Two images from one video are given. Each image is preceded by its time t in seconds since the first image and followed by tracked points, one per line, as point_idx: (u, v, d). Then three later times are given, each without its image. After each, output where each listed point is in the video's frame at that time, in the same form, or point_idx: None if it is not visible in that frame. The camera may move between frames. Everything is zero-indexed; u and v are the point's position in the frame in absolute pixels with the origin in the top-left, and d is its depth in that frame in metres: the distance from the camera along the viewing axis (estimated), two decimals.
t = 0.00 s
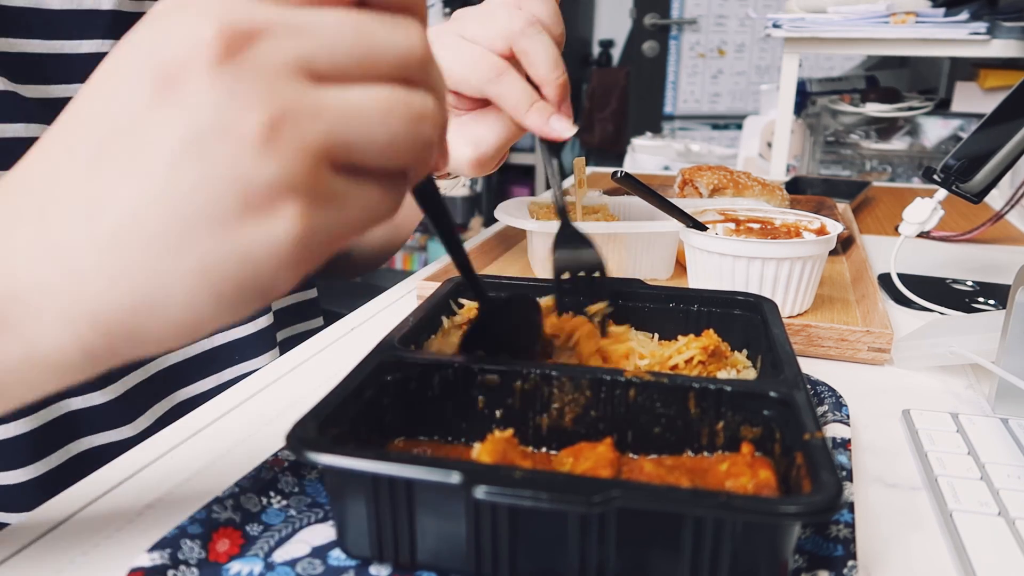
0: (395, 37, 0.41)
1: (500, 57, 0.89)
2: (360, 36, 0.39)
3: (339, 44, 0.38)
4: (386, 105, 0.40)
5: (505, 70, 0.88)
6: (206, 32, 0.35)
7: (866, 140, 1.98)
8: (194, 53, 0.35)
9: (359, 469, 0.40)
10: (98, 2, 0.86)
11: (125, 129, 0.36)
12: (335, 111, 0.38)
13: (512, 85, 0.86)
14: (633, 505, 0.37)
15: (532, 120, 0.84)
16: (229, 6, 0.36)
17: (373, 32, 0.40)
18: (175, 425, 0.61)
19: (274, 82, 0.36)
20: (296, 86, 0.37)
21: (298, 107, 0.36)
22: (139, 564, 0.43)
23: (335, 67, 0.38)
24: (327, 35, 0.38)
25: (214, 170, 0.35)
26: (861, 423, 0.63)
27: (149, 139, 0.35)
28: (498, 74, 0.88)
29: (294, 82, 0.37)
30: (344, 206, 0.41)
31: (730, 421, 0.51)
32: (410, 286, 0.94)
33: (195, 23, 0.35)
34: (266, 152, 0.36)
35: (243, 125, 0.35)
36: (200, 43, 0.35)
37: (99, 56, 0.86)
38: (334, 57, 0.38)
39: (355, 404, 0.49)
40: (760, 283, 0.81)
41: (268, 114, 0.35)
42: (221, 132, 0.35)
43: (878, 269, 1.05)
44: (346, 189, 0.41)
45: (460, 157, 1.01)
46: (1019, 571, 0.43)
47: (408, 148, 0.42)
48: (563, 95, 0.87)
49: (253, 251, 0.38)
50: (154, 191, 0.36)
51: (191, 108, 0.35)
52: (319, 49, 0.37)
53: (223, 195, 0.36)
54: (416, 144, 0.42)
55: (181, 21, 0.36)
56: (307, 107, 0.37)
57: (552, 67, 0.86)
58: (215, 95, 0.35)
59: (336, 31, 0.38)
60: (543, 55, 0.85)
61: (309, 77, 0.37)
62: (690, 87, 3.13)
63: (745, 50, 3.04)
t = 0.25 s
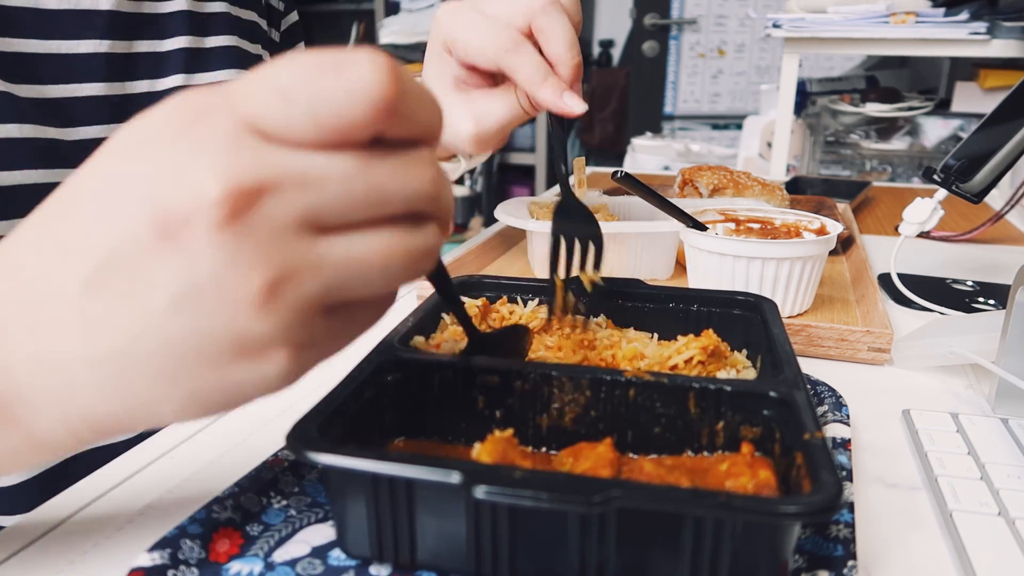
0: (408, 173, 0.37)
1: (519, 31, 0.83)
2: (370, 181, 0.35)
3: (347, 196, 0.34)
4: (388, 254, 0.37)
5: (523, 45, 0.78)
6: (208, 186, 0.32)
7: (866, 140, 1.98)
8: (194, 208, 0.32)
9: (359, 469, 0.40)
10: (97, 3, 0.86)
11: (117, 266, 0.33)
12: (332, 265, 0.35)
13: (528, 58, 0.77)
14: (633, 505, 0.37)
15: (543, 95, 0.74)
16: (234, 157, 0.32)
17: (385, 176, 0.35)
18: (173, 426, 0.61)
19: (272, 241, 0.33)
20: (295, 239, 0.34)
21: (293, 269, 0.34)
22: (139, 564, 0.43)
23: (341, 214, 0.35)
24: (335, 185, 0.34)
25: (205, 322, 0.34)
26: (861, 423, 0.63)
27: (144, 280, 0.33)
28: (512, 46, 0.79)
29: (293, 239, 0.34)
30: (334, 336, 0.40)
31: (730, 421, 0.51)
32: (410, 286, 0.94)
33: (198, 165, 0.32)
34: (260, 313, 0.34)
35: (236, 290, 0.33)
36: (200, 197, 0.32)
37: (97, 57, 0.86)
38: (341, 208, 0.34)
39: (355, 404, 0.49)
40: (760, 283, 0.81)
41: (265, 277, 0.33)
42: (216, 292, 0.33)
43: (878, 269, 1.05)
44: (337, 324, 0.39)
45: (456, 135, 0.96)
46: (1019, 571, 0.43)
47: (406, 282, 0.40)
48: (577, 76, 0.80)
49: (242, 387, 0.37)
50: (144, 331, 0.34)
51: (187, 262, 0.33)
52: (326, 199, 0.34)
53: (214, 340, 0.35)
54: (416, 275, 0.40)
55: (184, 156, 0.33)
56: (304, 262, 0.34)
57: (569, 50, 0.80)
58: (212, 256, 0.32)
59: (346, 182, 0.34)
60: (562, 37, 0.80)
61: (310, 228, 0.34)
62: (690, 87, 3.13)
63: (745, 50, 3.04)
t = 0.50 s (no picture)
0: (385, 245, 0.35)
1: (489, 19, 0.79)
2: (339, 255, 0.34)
3: (315, 269, 0.34)
4: (356, 315, 0.37)
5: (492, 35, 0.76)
6: (179, 259, 0.32)
7: (866, 140, 1.98)
8: (167, 277, 0.33)
9: (359, 469, 0.40)
10: (101, 5, 0.86)
11: (100, 317, 0.34)
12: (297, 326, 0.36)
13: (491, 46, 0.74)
14: (633, 505, 0.37)
15: (498, 82, 0.70)
16: (204, 233, 0.32)
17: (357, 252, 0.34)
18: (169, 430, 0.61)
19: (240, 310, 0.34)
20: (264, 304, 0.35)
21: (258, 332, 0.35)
22: (140, 564, 0.43)
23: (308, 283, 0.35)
24: (303, 259, 0.33)
25: (177, 374, 0.35)
26: (861, 423, 0.63)
27: (124, 333, 0.35)
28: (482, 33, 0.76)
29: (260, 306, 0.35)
30: (312, 374, 0.41)
31: (729, 421, 0.51)
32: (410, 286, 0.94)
33: (173, 235, 0.33)
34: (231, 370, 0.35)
35: (205, 350, 0.34)
36: (172, 269, 0.32)
37: (103, 59, 0.86)
38: (309, 281, 0.34)
39: (355, 404, 0.49)
40: (760, 283, 0.81)
41: (229, 341, 0.34)
42: (188, 352, 0.34)
43: (878, 269, 1.05)
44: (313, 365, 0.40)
45: (409, 96, 0.92)
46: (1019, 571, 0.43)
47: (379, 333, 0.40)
48: (537, 75, 0.76)
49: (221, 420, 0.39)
50: (125, 371, 0.35)
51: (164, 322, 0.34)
52: (293, 272, 0.34)
53: (190, 386, 0.36)
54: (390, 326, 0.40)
55: (161, 221, 0.33)
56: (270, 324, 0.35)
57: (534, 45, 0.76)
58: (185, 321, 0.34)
59: (314, 256, 0.34)
60: (528, 31, 0.76)
61: (279, 293, 0.35)
62: (690, 87, 3.13)
63: (745, 50, 3.04)
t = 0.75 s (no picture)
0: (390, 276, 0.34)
1: (507, 46, 0.73)
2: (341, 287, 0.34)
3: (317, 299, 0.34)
4: (355, 338, 0.37)
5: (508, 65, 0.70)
6: (179, 285, 0.32)
7: (866, 140, 1.98)
8: (167, 299, 0.32)
9: (359, 469, 0.40)
10: (96, 5, 0.86)
11: (96, 326, 0.34)
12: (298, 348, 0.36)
13: (508, 76, 0.68)
14: (633, 505, 0.37)
15: (518, 114, 0.65)
16: (206, 258, 0.32)
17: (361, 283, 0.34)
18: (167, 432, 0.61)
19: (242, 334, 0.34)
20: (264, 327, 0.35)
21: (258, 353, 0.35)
22: (139, 564, 0.43)
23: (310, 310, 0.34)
24: (305, 288, 0.33)
25: (171, 386, 0.36)
26: (861, 423, 0.63)
27: (120, 342, 0.34)
28: (499, 64, 0.70)
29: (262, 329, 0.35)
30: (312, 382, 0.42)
31: (730, 421, 0.51)
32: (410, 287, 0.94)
33: (173, 257, 0.32)
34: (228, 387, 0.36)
35: (201, 368, 0.34)
36: (172, 290, 0.32)
37: (97, 58, 0.86)
38: (311, 308, 0.34)
39: (355, 404, 0.49)
40: (760, 283, 0.81)
41: (226, 362, 0.34)
42: (185, 368, 0.34)
43: (878, 269, 1.05)
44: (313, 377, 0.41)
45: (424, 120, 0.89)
46: (1019, 571, 0.43)
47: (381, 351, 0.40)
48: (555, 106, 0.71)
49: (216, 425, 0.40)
50: (121, 377, 0.35)
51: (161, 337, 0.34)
52: (295, 301, 0.34)
53: (184, 396, 0.36)
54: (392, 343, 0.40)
55: (161, 244, 0.32)
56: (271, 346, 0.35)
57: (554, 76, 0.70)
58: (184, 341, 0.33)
59: (315, 289, 0.33)
60: (547, 62, 0.70)
61: (281, 317, 0.35)
62: (690, 87, 3.13)
63: (745, 50, 3.03)
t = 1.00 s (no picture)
0: (356, 284, 0.33)
1: (501, 21, 0.73)
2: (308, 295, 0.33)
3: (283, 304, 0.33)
4: (326, 339, 0.37)
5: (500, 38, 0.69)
6: (144, 288, 0.32)
7: (866, 140, 1.98)
8: (134, 301, 0.32)
9: (358, 469, 0.40)
10: (95, 2, 0.86)
11: (71, 324, 0.34)
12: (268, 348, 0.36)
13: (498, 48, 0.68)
14: (633, 505, 0.37)
15: (507, 87, 0.64)
16: (173, 261, 0.31)
17: (328, 289, 0.33)
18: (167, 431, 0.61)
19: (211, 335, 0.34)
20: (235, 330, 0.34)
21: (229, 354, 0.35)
22: (139, 564, 0.43)
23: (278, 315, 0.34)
24: (271, 294, 0.33)
25: (146, 383, 0.36)
26: (861, 423, 0.63)
27: (96, 344, 0.34)
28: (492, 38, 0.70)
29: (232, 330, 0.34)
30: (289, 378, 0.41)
31: (729, 421, 0.51)
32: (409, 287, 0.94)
33: (143, 262, 0.32)
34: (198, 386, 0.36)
35: (173, 366, 0.34)
36: (141, 294, 0.32)
37: (97, 55, 0.86)
38: (278, 312, 0.34)
39: (355, 404, 0.49)
40: (760, 283, 0.81)
41: (196, 361, 0.34)
42: (154, 368, 0.35)
43: (878, 269, 1.05)
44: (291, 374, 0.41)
45: (415, 104, 0.85)
46: (1019, 571, 0.43)
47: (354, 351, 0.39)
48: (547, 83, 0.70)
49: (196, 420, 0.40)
50: (104, 374, 0.35)
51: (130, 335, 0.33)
52: (261, 305, 0.33)
53: (157, 394, 0.37)
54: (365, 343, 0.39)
55: (128, 246, 0.32)
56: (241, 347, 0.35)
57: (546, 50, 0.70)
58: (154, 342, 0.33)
59: (281, 294, 0.33)
60: (540, 35, 0.70)
61: (248, 320, 0.34)
62: (690, 87, 3.13)
63: (745, 50, 3.03)
